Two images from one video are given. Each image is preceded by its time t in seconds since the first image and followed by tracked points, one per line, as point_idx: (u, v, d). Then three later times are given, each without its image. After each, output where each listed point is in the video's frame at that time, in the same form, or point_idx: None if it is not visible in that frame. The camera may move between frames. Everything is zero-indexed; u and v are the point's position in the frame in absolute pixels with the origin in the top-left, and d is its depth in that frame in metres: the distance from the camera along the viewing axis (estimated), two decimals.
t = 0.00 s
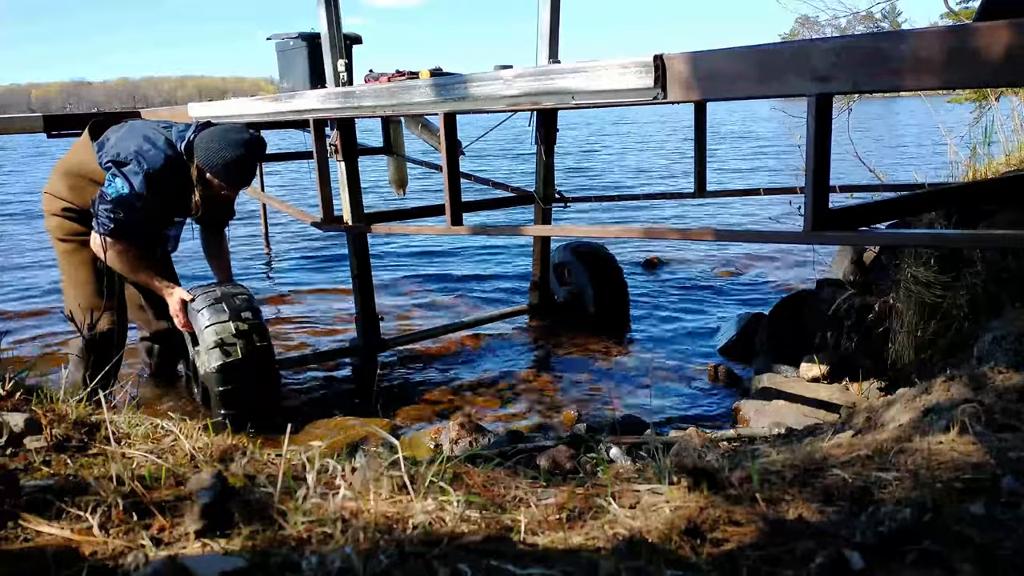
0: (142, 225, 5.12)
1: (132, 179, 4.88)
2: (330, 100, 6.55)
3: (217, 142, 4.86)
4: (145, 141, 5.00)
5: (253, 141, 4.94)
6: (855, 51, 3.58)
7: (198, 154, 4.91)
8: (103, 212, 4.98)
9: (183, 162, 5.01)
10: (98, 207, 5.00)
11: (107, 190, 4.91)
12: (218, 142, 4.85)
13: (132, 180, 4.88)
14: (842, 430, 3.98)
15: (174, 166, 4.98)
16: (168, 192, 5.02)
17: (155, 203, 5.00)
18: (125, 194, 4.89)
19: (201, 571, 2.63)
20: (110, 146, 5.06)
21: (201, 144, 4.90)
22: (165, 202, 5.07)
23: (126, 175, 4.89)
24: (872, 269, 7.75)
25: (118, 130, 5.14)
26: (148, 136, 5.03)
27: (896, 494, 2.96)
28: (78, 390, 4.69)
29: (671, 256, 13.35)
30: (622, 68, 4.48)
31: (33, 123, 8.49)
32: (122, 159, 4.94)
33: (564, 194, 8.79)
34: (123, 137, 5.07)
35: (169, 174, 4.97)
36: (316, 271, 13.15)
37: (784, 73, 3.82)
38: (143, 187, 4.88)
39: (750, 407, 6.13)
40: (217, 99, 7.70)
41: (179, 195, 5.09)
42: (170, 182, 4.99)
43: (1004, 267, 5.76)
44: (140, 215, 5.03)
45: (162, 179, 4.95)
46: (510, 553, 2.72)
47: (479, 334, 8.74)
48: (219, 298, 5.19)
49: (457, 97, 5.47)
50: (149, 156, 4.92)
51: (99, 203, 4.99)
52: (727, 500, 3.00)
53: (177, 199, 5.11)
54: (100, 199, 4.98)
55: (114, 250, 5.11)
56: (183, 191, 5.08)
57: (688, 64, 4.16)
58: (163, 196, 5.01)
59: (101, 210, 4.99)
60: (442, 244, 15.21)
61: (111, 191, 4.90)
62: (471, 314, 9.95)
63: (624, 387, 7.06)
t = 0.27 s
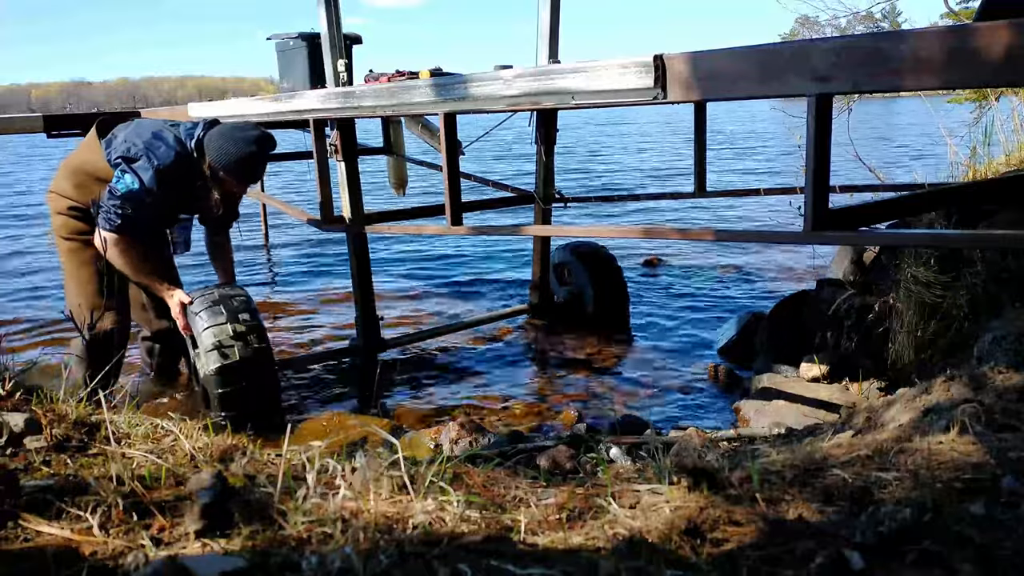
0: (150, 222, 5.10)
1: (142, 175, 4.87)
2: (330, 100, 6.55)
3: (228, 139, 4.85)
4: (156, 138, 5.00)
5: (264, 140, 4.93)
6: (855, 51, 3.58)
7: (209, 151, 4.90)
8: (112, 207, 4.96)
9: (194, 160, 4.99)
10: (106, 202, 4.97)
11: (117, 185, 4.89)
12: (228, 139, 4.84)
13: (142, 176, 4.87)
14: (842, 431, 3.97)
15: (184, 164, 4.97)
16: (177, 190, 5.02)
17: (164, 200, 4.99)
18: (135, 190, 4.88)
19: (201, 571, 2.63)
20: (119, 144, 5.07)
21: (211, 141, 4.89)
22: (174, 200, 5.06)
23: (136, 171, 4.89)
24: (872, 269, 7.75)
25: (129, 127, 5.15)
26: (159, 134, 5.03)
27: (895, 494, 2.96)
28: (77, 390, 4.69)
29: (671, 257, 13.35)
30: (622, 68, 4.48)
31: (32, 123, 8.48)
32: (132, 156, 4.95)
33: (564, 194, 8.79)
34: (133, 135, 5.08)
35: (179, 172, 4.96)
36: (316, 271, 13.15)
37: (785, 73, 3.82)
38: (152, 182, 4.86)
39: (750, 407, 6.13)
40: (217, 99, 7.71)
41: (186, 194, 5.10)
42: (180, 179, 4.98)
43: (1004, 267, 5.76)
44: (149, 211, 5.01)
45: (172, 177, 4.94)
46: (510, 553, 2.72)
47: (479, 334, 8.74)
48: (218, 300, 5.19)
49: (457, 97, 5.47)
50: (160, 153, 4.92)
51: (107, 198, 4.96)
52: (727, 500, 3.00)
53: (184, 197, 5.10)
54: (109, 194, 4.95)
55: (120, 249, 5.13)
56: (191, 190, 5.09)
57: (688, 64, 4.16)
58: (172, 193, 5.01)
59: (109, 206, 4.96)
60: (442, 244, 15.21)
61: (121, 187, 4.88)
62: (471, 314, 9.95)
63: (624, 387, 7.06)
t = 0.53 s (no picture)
0: (147, 220, 5.10)
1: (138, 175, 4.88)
2: (330, 99, 6.55)
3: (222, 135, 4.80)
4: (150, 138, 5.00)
5: (259, 136, 4.88)
6: (856, 51, 3.58)
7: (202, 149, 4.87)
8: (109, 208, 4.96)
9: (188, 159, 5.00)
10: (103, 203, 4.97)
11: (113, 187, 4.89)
12: (223, 136, 4.79)
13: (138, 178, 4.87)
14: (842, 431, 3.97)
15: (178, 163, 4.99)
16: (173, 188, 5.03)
17: (160, 199, 5.00)
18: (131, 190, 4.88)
19: (201, 571, 2.63)
20: (113, 146, 5.06)
21: (206, 139, 4.85)
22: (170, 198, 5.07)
23: (131, 172, 4.89)
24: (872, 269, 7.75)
25: (123, 128, 5.14)
26: (153, 134, 5.03)
27: (896, 494, 2.96)
28: (77, 390, 4.69)
29: (671, 257, 13.35)
30: (622, 68, 4.48)
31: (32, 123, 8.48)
32: (127, 157, 4.94)
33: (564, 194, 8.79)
34: (127, 136, 5.07)
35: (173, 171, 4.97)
36: (316, 271, 13.15)
37: (785, 73, 3.82)
38: (148, 183, 4.88)
39: (750, 407, 6.13)
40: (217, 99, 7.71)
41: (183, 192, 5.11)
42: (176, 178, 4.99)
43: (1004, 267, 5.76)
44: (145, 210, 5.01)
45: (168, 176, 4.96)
46: (510, 553, 2.72)
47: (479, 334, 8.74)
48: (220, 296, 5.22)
49: (458, 97, 5.47)
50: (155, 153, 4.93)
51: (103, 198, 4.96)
52: (727, 500, 3.00)
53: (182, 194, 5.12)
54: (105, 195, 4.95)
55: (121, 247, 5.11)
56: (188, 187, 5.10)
57: (688, 64, 4.16)
58: (167, 192, 5.02)
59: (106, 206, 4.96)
60: (442, 244, 15.21)
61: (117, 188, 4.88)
62: (471, 314, 9.95)
63: (624, 387, 7.07)
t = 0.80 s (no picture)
0: (152, 218, 5.04)
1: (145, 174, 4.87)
2: (330, 100, 6.55)
3: (227, 137, 4.86)
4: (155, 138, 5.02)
5: (263, 136, 4.95)
6: (855, 51, 3.58)
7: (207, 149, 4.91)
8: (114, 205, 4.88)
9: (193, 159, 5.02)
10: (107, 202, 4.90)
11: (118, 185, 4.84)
12: (227, 137, 4.85)
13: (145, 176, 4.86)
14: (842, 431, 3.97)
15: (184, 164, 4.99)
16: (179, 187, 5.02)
17: (166, 198, 4.98)
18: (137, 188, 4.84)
19: (201, 571, 2.63)
20: (117, 145, 5.06)
21: (209, 139, 4.91)
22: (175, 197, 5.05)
23: (138, 171, 4.88)
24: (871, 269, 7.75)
25: (125, 128, 5.16)
26: (157, 134, 5.05)
27: (896, 494, 2.96)
28: (78, 389, 4.68)
29: (671, 257, 13.36)
30: (622, 68, 4.48)
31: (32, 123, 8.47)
32: (133, 157, 4.95)
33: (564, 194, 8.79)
34: (131, 136, 5.08)
35: (180, 170, 4.98)
36: (316, 271, 13.14)
37: (784, 73, 3.82)
38: (155, 181, 4.86)
39: (750, 407, 6.13)
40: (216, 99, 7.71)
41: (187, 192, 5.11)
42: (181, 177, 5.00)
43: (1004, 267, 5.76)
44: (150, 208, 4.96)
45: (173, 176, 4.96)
46: (510, 553, 2.72)
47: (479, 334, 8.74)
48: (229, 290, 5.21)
49: (457, 97, 5.47)
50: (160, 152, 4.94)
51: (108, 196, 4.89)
52: (727, 500, 3.00)
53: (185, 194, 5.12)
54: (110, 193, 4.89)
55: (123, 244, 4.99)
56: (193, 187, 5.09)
57: (687, 64, 4.16)
58: (173, 192, 5.01)
59: (110, 204, 4.88)
60: (442, 244, 15.21)
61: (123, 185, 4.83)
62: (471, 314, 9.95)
63: (624, 387, 7.07)
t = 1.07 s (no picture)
0: (162, 217, 4.99)
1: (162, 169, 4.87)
2: (330, 99, 6.55)
3: (240, 136, 4.94)
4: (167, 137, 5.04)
5: (273, 138, 5.05)
6: (856, 51, 3.58)
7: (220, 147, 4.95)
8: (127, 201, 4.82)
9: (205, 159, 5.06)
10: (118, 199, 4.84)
11: (133, 181, 4.81)
12: (241, 136, 4.94)
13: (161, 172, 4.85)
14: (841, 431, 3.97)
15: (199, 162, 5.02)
16: (191, 186, 5.02)
17: (178, 196, 4.96)
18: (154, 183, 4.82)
19: (202, 571, 2.63)
20: (126, 145, 5.05)
21: (220, 139, 4.97)
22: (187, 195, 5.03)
23: (153, 168, 4.86)
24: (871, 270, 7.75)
25: (134, 129, 5.17)
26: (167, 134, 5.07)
27: (895, 494, 2.96)
28: (78, 390, 4.68)
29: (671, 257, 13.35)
30: (623, 67, 4.48)
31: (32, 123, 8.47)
32: (147, 155, 4.95)
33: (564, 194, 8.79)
34: (140, 137, 5.08)
35: (193, 168, 4.99)
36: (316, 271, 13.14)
37: (784, 73, 3.82)
38: (171, 178, 4.86)
39: (750, 407, 6.13)
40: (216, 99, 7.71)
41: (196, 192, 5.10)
42: (194, 176, 5.00)
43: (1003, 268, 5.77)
44: (162, 207, 4.92)
45: (188, 172, 4.97)
46: (509, 553, 2.72)
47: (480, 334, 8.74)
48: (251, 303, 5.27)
49: (457, 97, 5.48)
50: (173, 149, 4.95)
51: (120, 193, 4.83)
52: (727, 500, 3.00)
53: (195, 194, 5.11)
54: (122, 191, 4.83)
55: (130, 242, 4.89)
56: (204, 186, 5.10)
57: (687, 64, 4.16)
58: (186, 190, 5.01)
59: (122, 201, 4.82)
60: (443, 244, 15.21)
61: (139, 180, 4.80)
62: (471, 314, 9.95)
63: (624, 387, 7.07)
